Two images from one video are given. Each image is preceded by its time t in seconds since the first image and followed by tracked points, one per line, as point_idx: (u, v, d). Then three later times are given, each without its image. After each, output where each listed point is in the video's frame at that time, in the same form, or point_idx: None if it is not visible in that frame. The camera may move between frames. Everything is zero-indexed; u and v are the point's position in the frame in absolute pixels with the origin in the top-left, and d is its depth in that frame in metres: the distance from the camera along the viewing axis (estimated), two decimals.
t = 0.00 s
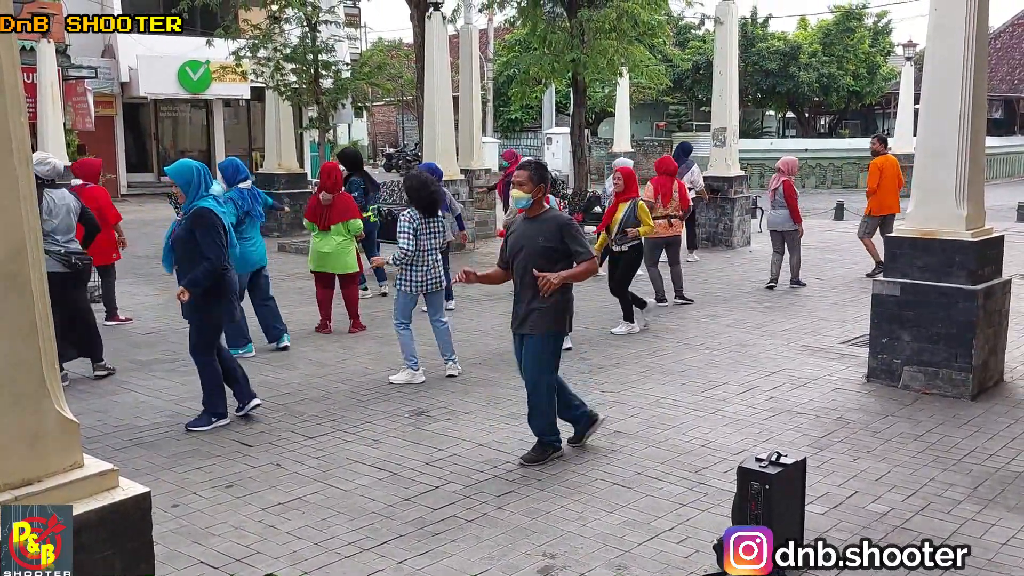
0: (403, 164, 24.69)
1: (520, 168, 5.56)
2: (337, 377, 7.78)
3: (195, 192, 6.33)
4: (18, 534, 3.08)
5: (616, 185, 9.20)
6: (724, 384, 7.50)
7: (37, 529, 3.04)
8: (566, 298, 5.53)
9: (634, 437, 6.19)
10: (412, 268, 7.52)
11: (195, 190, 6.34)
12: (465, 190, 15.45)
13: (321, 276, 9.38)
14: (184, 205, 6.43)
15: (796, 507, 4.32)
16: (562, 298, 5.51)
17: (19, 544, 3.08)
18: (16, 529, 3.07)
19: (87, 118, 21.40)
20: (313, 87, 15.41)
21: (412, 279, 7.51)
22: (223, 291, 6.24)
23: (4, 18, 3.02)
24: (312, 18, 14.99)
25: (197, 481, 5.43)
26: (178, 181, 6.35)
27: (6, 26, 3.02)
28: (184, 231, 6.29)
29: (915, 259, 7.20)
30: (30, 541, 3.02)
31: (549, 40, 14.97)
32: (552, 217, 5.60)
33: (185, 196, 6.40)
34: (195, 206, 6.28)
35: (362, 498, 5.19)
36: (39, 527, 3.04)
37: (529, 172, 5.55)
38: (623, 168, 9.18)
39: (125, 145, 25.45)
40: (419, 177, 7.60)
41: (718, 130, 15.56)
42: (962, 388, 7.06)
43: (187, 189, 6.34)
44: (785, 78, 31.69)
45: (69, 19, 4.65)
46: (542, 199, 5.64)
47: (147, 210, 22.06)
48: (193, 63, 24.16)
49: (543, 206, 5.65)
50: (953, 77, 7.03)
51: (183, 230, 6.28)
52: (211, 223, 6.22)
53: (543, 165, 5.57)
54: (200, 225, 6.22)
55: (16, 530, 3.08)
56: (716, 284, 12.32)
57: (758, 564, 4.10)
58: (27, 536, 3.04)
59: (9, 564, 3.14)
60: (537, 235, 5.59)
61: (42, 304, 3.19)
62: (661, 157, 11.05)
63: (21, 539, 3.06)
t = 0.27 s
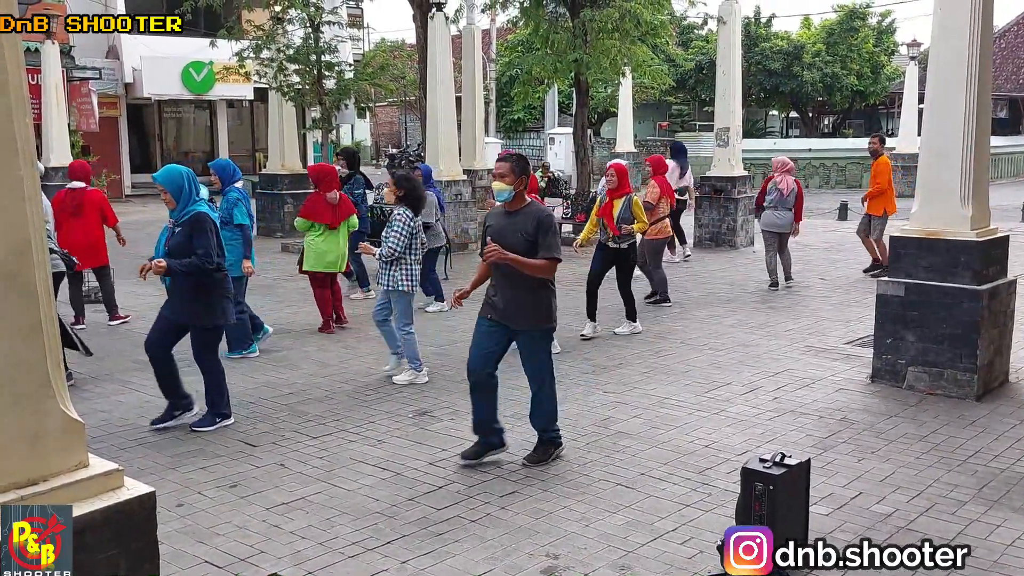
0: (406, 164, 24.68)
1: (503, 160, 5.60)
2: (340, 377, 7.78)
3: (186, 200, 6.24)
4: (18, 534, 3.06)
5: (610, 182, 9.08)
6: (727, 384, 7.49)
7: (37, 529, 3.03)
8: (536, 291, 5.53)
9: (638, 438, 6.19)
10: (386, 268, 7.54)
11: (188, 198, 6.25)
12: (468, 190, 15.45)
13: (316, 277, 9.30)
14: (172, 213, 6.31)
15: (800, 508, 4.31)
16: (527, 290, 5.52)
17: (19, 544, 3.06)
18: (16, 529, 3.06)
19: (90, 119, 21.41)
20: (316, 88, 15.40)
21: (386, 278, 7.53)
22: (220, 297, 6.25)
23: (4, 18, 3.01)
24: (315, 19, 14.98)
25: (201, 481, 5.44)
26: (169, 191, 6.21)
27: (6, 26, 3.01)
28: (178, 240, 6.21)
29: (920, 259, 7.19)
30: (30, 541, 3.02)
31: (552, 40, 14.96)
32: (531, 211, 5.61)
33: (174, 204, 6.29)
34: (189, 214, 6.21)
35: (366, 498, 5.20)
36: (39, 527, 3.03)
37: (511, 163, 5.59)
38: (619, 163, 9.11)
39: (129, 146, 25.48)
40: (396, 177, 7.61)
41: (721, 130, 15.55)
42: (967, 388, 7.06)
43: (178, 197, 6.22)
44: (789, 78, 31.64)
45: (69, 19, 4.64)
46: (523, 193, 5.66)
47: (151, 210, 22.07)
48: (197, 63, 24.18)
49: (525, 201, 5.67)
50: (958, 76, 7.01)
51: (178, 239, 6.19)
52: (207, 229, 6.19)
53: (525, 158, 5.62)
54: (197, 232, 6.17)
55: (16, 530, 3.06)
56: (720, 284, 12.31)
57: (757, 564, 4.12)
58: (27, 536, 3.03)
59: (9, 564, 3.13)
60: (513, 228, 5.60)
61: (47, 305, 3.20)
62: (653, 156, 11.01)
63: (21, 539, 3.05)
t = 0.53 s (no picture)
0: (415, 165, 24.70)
1: (484, 168, 5.43)
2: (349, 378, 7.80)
3: (173, 200, 6.10)
4: (18, 535, 3.04)
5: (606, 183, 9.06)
6: (737, 384, 7.48)
7: (37, 529, 3.01)
8: (511, 302, 5.36)
9: (647, 438, 6.18)
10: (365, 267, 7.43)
11: (176, 197, 6.11)
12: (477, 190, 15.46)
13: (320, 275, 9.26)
14: (156, 212, 6.15)
15: (809, 508, 4.30)
16: (503, 301, 5.35)
17: (19, 544, 3.04)
18: (16, 528, 3.04)
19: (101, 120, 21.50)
20: (326, 89, 15.44)
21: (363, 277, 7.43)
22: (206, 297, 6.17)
23: (6, 18, 3.01)
24: (324, 20, 15.01)
25: (210, 481, 5.45)
26: (157, 191, 6.05)
27: (8, 27, 3.01)
28: (165, 240, 6.06)
29: (932, 259, 7.16)
30: (31, 541, 3.00)
31: (561, 40, 14.97)
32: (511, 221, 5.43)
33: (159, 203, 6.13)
34: (177, 214, 6.09)
35: (375, 499, 5.20)
36: (39, 527, 3.01)
37: (494, 172, 5.42)
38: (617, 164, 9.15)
39: (139, 147, 25.59)
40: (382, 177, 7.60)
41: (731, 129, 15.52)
42: (978, 388, 7.02)
43: (166, 197, 6.07)
44: (798, 77, 31.53)
45: (70, 19, 4.65)
46: (504, 203, 5.48)
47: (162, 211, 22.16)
48: (207, 65, 24.27)
49: (505, 210, 5.48)
50: (970, 75, 6.97)
51: (166, 236, 6.05)
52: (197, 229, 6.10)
53: (508, 167, 5.45)
54: (187, 233, 6.06)
55: (16, 530, 3.04)
56: (730, 284, 12.28)
57: (758, 564, 4.17)
58: (27, 536, 3.00)
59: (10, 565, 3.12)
60: (492, 236, 5.43)
61: (59, 304, 3.21)
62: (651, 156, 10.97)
63: (21, 539, 3.03)
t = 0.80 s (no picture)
0: (418, 165, 24.69)
1: (467, 165, 5.42)
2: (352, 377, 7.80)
3: (158, 201, 6.03)
4: (18, 534, 3.04)
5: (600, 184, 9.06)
6: (740, 384, 7.46)
7: (37, 529, 3.00)
8: (495, 295, 5.35)
9: (650, 437, 6.17)
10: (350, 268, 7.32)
11: (159, 199, 6.05)
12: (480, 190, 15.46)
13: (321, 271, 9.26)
14: (141, 214, 6.10)
15: (813, 507, 4.28)
16: (488, 295, 5.34)
17: (19, 544, 3.04)
18: (16, 528, 3.03)
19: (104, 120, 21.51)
20: (329, 88, 15.43)
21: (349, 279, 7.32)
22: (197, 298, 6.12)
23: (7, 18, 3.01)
24: (328, 19, 15.00)
25: (213, 480, 5.45)
26: (140, 194, 5.99)
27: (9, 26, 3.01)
28: (153, 243, 6.00)
29: (935, 258, 7.14)
30: (30, 540, 2.98)
31: (564, 39, 14.97)
32: (494, 217, 5.40)
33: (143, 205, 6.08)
34: (162, 216, 6.02)
35: (379, 498, 5.20)
36: (39, 527, 3.00)
37: (478, 169, 5.41)
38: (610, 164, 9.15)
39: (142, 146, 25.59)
40: (364, 174, 7.41)
41: (735, 129, 15.50)
42: (982, 388, 7.01)
43: (149, 200, 6.01)
44: (802, 77, 31.47)
45: (70, 19, 4.66)
46: (490, 200, 5.45)
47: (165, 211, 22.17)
48: (210, 64, 24.29)
49: (491, 207, 5.45)
50: (974, 74, 6.96)
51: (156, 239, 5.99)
52: (183, 230, 6.04)
53: (491, 164, 5.43)
54: (174, 235, 6.01)
55: (16, 530, 3.04)
56: (733, 284, 12.26)
57: (758, 565, 4.15)
58: (27, 536, 2.99)
59: (9, 564, 3.12)
60: (476, 235, 5.41)
61: (62, 304, 3.21)
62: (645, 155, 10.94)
63: (20, 539, 3.02)
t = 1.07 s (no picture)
0: (420, 164, 24.69)
1: (445, 173, 5.32)
2: (354, 376, 7.80)
3: (132, 199, 5.96)
4: (18, 534, 3.04)
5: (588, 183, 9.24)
6: (742, 382, 7.46)
7: (37, 529, 3.00)
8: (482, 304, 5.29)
9: (651, 436, 6.17)
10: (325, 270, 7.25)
11: (133, 197, 5.96)
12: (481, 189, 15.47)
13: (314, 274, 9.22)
14: (118, 215, 6.02)
15: (815, 506, 4.27)
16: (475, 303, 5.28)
17: (19, 544, 3.04)
18: (16, 529, 3.03)
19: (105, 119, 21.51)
20: (330, 87, 15.44)
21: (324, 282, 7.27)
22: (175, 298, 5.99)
23: (4, 18, 3.01)
24: (328, 18, 14.99)
25: (215, 480, 5.46)
26: (114, 191, 5.93)
27: (7, 27, 3.01)
28: (126, 244, 5.90)
29: (936, 255, 7.13)
30: (30, 541, 2.99)
31: (565, 37, 14.98)
32: (475, 225, 5.35)
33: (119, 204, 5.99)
34: (136, 214, 5.92)
35: (381, 497, 5.20)
36: (39, 527, 3.00)
37: (455, 177, 5.32)
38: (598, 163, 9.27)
39: (143, 146, 25.61)
40: (339, 176, 7.24)
41: (736, 127, 15.49)
42: (984, 385, 7.00)
43: (123, 197, 5.94)
44: (803, 74, 31.47)
45: (70, 18, 4.68)
46: (467, 206, 5.39)
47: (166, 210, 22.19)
48: (211, 64, 24.32)
49: (469, 214, 5.41)
50: (975, 71, 6.96)
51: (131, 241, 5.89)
52: (157, 228, 5.92)
53: (468, 169, 5.34)
54: (147, 232, 5.90)
55: (15, 530, 3.04)
56: (734, 282, 12.26)
57: (758, 565, 4.14)
58: (27, 536, 3.00)
59: (10, 564, 3.12)
60: (456, 242, 5.33)
61: (63, 304, 3.21)
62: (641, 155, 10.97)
63: (20, 539, 3.03)
